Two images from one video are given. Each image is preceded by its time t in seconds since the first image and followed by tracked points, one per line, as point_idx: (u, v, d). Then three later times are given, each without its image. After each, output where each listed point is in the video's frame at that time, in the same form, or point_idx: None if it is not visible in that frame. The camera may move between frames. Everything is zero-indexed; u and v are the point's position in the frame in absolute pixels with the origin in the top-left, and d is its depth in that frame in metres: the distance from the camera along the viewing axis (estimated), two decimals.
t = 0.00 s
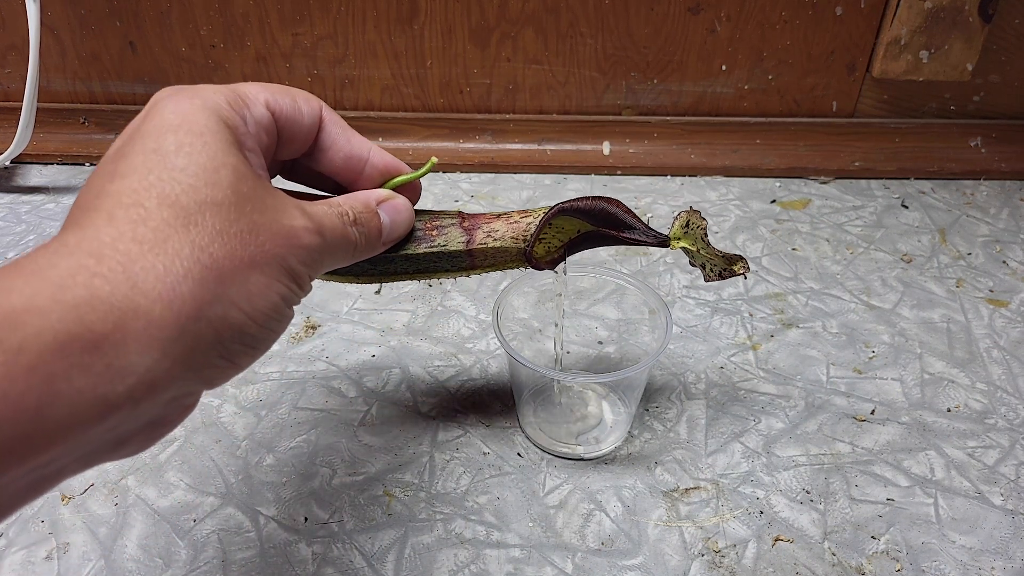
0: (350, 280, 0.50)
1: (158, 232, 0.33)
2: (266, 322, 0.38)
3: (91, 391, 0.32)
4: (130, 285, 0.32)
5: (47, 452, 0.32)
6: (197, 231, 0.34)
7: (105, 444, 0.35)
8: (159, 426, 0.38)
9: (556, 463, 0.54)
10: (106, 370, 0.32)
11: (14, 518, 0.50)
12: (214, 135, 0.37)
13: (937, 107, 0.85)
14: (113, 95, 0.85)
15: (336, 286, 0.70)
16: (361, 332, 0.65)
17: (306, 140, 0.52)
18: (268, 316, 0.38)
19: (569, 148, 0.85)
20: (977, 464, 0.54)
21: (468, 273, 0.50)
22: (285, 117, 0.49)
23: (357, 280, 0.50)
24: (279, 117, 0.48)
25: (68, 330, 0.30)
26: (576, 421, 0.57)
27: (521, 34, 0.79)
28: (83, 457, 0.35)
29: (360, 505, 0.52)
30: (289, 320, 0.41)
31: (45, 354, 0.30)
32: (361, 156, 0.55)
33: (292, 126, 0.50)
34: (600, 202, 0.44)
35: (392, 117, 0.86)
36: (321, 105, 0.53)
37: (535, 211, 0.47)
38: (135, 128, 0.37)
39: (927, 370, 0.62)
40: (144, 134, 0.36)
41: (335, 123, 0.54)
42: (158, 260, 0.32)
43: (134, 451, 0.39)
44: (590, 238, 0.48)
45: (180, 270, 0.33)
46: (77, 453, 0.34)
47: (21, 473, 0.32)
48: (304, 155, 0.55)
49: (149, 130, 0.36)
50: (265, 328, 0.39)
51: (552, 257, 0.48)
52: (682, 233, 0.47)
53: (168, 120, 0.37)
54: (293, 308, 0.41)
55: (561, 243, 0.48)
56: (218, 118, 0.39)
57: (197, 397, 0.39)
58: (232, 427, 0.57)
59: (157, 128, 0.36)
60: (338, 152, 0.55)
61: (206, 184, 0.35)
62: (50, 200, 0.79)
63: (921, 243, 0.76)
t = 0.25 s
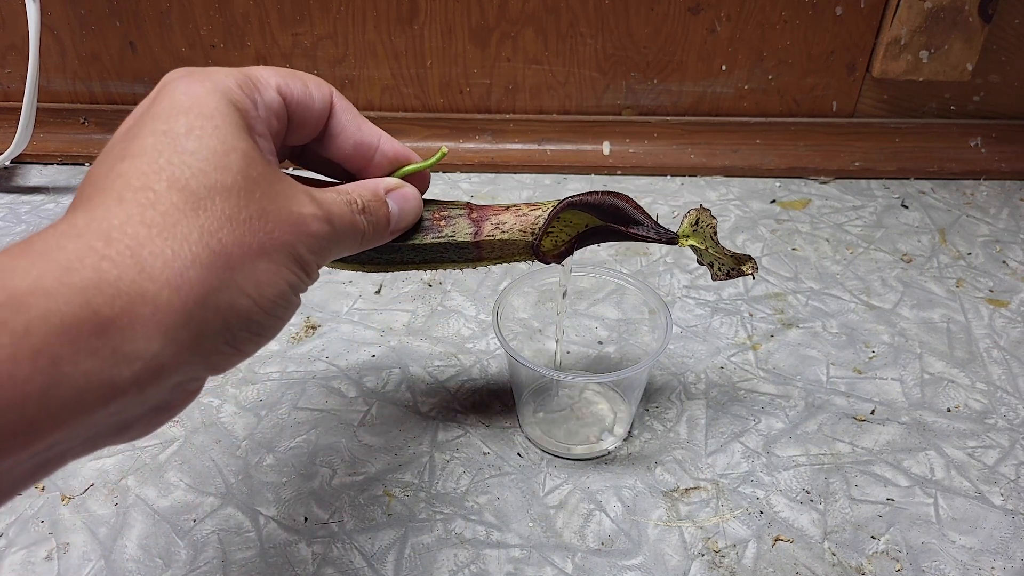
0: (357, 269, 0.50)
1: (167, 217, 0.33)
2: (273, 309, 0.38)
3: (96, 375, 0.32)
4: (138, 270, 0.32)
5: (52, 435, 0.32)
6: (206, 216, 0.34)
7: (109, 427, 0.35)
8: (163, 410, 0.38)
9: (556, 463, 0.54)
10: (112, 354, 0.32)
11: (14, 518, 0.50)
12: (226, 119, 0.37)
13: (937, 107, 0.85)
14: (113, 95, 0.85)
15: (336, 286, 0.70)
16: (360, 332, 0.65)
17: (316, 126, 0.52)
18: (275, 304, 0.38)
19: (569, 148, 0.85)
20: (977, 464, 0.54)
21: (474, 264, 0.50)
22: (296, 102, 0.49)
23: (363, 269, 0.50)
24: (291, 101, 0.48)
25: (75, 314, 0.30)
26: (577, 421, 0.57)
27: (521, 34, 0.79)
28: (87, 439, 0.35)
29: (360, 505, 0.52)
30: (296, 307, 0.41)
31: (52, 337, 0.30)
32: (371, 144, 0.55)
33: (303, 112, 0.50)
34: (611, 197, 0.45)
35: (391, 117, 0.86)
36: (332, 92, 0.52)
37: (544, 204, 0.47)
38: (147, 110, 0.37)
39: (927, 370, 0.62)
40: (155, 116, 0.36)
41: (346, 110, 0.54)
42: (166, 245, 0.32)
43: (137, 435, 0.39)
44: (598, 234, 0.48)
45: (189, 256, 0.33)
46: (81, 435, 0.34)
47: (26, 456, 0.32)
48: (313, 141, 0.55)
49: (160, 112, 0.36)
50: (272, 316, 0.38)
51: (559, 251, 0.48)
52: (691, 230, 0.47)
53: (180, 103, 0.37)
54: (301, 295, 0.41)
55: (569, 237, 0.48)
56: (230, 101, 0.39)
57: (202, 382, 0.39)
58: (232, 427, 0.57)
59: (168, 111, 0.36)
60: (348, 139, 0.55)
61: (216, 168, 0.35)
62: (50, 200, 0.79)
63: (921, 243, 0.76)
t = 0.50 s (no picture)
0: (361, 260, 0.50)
1: (174, 208, 0.33)
2: (278, 302, 0.38)
3: (100, 368, 0.32)
4: (145, 263, 0.31)
5: (55, 426, 0.32)
6: (213, 209, 0.33)
7: (111, 418, 0.36)
8: (166, 401, 0.38)
9: (556, 462, 0.54)
10: (117, 347, 0.32)
11: (14, 518, 0.51)
12: (235, 108, 0.37)
13: (937, 107, 0.85)
14: (113, 94, 0.85)
15: (336, 286, 0.70)
16: (360, 332, 0.65)
17: (326, 115, 0.52)
18: (280, 297, 0.38)
19: (569, 148, 0.85)
20: (977, 464, 0.54)
21: (478, 260, 0.50)
22: (306, 92, 0.48)
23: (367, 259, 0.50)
24: (302, 92, 0.48)
25: (80, 307, 0.30)
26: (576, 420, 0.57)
27: (521, 34, 0.79)
28: (89, 430, 0.35)
29: (360, 505, 0.52)
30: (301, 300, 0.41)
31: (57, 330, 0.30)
32: (380, 134, 0.55)
33: (313, 101, 0.50)
34: (619, 196, 0.44)
35: (391, 117, 0.86)
36: (341, 81, 0.52)
37: (550, 201, 0.48)
38: (154, 97, 0.37)
39: (927, 370, 0.62)
40: (163, 104, 0.36)
41: (355, 100, 0.54)
42: (173, 237, 0.32)
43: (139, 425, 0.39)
44: (605, 232, 0.47)
45: (195, 249, 0.33)
46: (84, 425, 0.34)
47: (30, 446, 0.32)
48: (321, 130, 0.54)
49: (169, 100, 0.36)
50: (277, 309, 0.38)
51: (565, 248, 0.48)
52: (698, 233, 0.47)
53: (189, 91, 0.36)
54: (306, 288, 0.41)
55: (575, 234, 0.48)
56: (239, 89, 0.38)
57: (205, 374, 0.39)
58: (232, 427, 0.57)
59: (177, 99, 0.36)
60: (357, 129, 0.54)
61: (225, 159, 0.34)
62: (49, 200, 0.79)
63: (921, 243, 0.76)
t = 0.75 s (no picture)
0: (365, 250, 0.50)
1: (178, 201, 0.32)
2: (281, 296, 0.38)
3: (100, 361, 0.32)
4: (148, 257, 0.31)
5: (56, 418, 0.32)
6: (217, 203, 0.33)
7: (112, 410, 0.36)
8: (166, 393, 0.38)
9: (556, 462, 0.55)
10: (118, 341, 0.32)
11: (14, 518, 0.51)
12: (242, 97, 0.36)
13: (937, 107, 0.85)
14: (113, 94, 0.85)
15: (336, 287, 0.70)
16: (360, 331, 0.65)
17: (332, 104, 0.52)
18: (282, 291, 0.38)
19: (569, 148, 0.85)
20: (977, 463, 0.54)
21: (480, 253, 0.49)
22: (313, 81, 0.48)
23: (372, 250, 0.50)
24: (308, 80, 0.47)
25: (82, 301, 0.30)
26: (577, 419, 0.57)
27: (521, 34, 0.79)
28: (90, 421, 0.35)
29: (360, 505, 0.52)
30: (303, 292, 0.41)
31: (59, 323, 0.30)
32: (385, 124, 0.54)
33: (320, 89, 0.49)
34: (624, 191, 0.45)
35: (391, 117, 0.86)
36: (349, 70, 0.52)
37: (555, 195, 0.47)
38: (159, 83, 0.36)
39: (927, 370, 0.62)
40: (168, 91, 0.35)
41: (362, 89, 0.53)
42: (176, 231, 0.32)
43: (139, 416, 0.40)
44: (606, 229, 0.48)
45: (199, 243, 0.33)
46: (84, 417, 0.34)
47: (31, 438, 0.33)
48: (327, 119, 0.54)
49: (174, 86, 0.35)
50: (279, 303, 0.38)
51: (567, 243, 0.48)
52: (702, 233, 0.47)
53: (196, 78, 0.36)
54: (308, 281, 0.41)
55: (576, 229, 0.48)
56: (246, 78, 0.38)
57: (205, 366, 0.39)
58: (232, 427, 0.57)
59: (183, 86, 0.35)
60: (363, 119, 0.54)
61: (230, 151, 0.34)
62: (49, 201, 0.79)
63: (921, 243, 0.76)
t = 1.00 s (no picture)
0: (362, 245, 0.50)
1: (181, 201, 0.32)
2: (281, 297, 0.38)
3: (101, 362, 0.32)
4: (150, 258, 0.31)
5: (55, 418, 0.32)
6: (220, 204, 0.33)
7: (110, 409, 0.36)
8: (165, 392, 0.38)
9: (556, 462, 0.55)
10: (119, 342, 0.32)
11: (14, 518, 0.51)
12: (246, 94, 0.36)
13: (937, 107, 0.85)
14: (113, 94, 0.85)
15: (336, 287, 0.70)
16: (360, 331, 0.65)
17: (335, 99, 0.51)
18: (283, 292, 0.38)
19: (569, 148, 0.85)
20: (977, 463, 0.54)
21: (478, 251, 0.49)
22: (317, 74, 0.47)
23: (368, 245, 0.49)
24: (313, 74, 0.47)
25: (83, 302, 0.30)
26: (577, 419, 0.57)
27: (521, 34, 0.79)
28: (89, 420, 0.35)
29: (360, 505, 0.52)
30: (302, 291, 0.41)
31: (59, 325, 0.30)
32: (388, 120, 0.53)
33: (323, 84, 0.48)
34: (624, 193, 0.45)
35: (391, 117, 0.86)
36: (353, 65, 0.51)
37: (555, 196, 0.48)
38: (160, 78, 0.36)
39: (927, 370, 0.62)
40: (170, 87, 0.35)
41: (366, 84, 0.52)
42: (179, 232, 0.32)
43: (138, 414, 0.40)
44: (604, 230, 0.48)
45: (201, 244, 0.32)
46: (83, 416, 0.34)
47: (30, 437, 0.33)
48: (330, 114, 0.53)
49: (177, 82, 0.35)
50: (280, 304, 0.38)
51: (564, 243, 0.48)
52: (701, 237, 0.48)
53: (200, 74, 0.35)
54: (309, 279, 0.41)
55: (575, 230, 0.47)
56: (250, 74, 0.37)
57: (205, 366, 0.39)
58: (232, 427, 0.57)
59: (187, 82, 0.35)
60: (366, 114, 0.53)
61: (234, 150, 0.34)
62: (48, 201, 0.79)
63: (920, 243, 0.76)
